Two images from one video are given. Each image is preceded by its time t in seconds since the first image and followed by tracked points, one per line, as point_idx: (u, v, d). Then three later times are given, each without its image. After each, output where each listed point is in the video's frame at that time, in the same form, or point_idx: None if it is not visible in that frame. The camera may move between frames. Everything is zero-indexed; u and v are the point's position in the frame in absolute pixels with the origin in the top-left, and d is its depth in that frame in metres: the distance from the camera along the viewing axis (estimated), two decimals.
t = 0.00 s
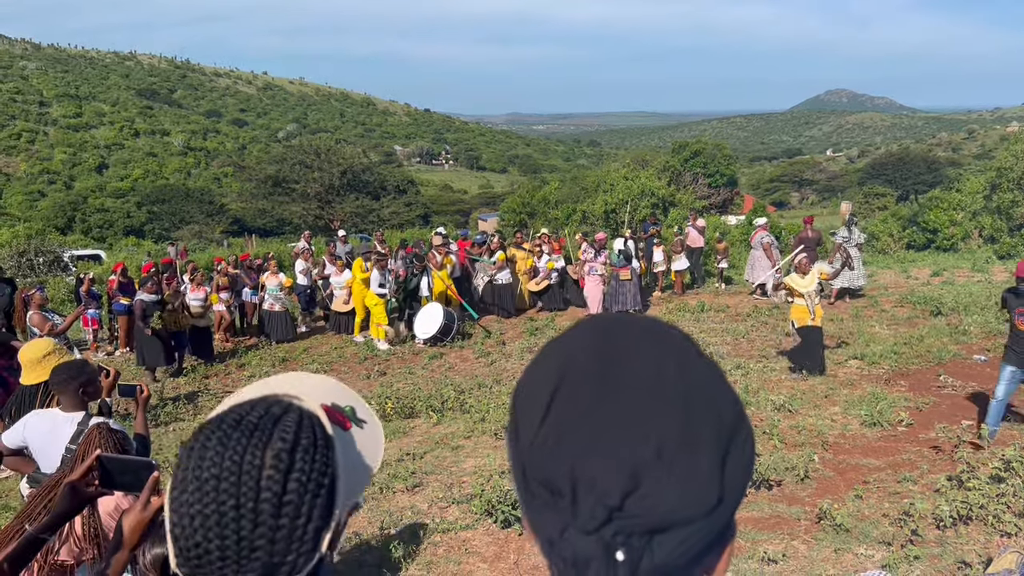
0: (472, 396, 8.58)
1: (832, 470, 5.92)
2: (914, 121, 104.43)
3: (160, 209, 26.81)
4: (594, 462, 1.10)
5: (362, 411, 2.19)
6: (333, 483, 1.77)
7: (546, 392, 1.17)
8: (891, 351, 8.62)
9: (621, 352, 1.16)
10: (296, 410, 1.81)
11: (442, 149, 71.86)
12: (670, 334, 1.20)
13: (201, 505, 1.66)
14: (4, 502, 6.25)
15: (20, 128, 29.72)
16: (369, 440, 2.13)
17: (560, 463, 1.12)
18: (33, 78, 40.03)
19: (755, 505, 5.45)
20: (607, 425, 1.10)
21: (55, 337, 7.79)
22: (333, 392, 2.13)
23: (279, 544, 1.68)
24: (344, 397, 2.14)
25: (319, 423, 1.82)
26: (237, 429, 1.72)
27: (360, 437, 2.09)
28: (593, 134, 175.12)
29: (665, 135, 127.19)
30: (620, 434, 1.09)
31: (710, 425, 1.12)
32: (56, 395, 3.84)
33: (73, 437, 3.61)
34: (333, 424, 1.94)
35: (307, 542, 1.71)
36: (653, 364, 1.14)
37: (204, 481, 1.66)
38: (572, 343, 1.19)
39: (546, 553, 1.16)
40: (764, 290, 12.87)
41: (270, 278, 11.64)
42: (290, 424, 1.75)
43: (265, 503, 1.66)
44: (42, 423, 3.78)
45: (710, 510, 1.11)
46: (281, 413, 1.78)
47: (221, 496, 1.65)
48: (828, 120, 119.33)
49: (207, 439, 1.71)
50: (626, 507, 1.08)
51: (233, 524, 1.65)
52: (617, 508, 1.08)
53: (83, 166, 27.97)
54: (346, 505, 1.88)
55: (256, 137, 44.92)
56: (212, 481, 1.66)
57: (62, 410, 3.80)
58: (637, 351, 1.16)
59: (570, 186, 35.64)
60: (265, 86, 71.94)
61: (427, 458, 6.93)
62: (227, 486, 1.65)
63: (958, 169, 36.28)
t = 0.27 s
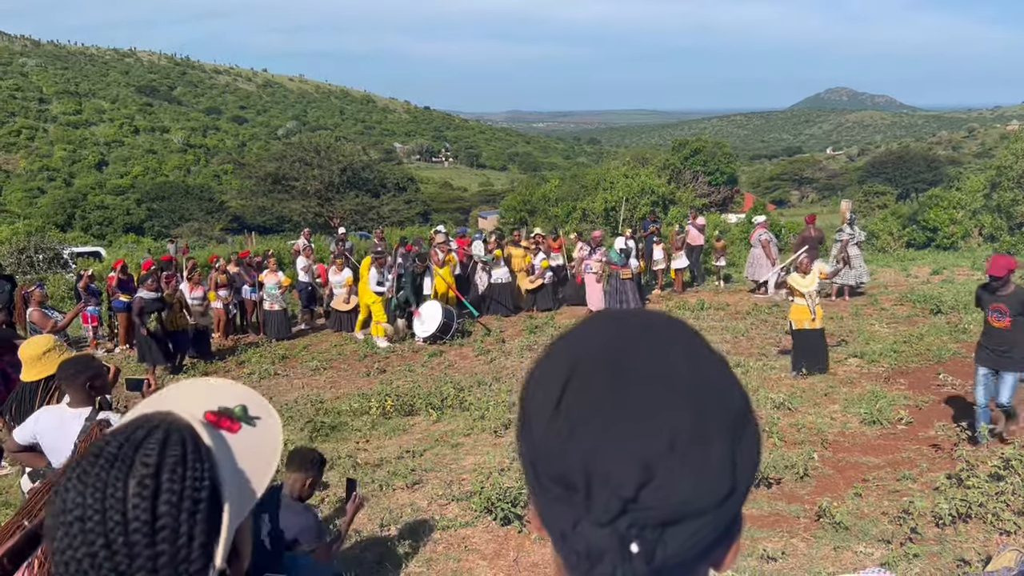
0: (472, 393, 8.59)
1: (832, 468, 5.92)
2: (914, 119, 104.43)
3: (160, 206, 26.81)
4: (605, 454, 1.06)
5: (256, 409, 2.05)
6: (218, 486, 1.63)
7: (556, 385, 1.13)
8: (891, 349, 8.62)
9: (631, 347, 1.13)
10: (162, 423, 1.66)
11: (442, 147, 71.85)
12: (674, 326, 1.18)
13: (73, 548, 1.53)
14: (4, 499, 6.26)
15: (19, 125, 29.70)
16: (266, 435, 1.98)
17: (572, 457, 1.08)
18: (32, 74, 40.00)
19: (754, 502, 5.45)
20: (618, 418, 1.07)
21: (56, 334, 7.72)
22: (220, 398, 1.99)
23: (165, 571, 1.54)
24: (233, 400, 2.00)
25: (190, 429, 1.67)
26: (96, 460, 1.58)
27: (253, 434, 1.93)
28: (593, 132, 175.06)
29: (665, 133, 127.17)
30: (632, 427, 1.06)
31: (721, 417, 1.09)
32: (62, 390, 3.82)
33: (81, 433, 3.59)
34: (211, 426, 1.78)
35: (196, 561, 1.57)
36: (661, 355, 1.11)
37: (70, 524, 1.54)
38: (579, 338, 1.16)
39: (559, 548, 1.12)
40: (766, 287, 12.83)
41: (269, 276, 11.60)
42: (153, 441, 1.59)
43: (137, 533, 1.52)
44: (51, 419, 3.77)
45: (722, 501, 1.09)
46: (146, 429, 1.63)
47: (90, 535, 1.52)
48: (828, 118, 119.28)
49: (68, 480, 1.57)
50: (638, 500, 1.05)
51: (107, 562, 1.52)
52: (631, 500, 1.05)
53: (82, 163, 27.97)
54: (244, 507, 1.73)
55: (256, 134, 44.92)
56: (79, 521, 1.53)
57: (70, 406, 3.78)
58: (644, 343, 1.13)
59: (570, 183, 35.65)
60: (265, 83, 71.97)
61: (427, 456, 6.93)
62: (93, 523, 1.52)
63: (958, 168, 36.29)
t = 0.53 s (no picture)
0: (469, 391, 8.59)
1: (828, 467, 5.94)
2: (910, 118, 104.63)
3: (156, 203, 26.75)
4: (612, 451, 1.06)
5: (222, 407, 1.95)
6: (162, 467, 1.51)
7: (562, 379, 1.12)
8: (887, 348, 8.65)
9: (638, 342, 1.12)
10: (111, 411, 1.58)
11: (439, 145, 71.80)
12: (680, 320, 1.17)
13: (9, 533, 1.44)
14: None
15: (15, 121, 29.60)
16: (228, 431, 1.87)
17: (579, 454, 1.08)
18: (28, 71, 39.87)
19: (751, 501, 5.47)
20: (623, 415, 1.07)
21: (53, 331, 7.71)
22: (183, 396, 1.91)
23: (97, 553, 1.41)
24: (197, 399, 1.92)
25: (139, 418, 1.58)
26: (38, 445, 1.50)
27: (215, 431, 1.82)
28: (590, 130, 175.11)
29: (661, 131, 127.23)
30: (640, 423, 1.06)
31: (726, 413, 1.10)
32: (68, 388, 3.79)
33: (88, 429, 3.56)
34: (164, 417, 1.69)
35: (131, 543, 1.43)
36: (668, 350, 1.11)
37: (9, 507, 1.45)
38: (586, 332, 1.15)
39: (563, 541, 1.14)
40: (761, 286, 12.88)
41: (264, 274, 11.66)
42: (96, 426, 1.51)
43: (69, 512, 1.41)
44: (59, 415, 3.73)
45: (725, 496, 1.09)
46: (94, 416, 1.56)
47: (25, 518, 1.43)
48: (825, 117, 119.47)
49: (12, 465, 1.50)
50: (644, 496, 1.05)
51: (42, 544, 1.41)
52: (637, 496, 1.06)
53: (78, 161, 27.90)
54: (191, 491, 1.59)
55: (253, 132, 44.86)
56: (16, 502, 1.44)
57: (77, 403, 3.76)
58: (650, 338, 1.12)
59: (567, 182, 35.65)
60: (261, 81, 71.85)
61: (424, 454, 6.93)
62: (29, 504, 1.43)
63: (954, 167, 36.38)
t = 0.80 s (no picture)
0: (462, 390, 8.59)
1: (819, 465, 5.97)
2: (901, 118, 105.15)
3: (147, 201, 26.61)
4: (596, 451, 1.05)
5: (284, 413, 1.87)
6: (181, 474, 1.46)
7: (551, 377, 1.12)
8: (878, 347, 8.69)
9: (628, 342, 1.11)
10: (164, 397, 1.55)
11: (432, 143, 71.71)
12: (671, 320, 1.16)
13: (30, 494, 1.44)
14: None
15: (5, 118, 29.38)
16: (281, 441, 1.78)
17: (564, 452, 1.07)
18: (18, 68, 39.59)
19: (743, 499, 5.49)
20: (609, 411, 1.05)
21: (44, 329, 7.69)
22: (246, 390, 1.85)
23: (93, 544, 1.39)
24: (262, 396, 1.86)
25: (186, 411, 1.53)
26: (86, 413, 1.49)
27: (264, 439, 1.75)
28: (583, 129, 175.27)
29: (654, 130, 127.42)
30: (625, 421, 1.04)
31: (714, 412, 1.07)
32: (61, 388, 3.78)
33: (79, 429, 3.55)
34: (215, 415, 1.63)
35: (130, 541, 1.40)
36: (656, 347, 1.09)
37: (36, 469, 1.45)
38: (577, 330, 1.15)
39: (550, 540, 1.14)
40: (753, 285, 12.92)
41: (255, 271, 11.50)
42: (140, 411, 1.48)
43: (80, 494, 1.39)
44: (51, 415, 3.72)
45: (711, 497, 1.07)
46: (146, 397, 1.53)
47: (45, 486, 1.42)
48: (817, 116, 119.95)
49: (57, 425, 1.50)
50: (627, 495, 1.04)
51: (51, 517, 1.41)
52: (620, 494, 1.04)
53: (69, 158, 27.70)
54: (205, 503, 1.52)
55: (245, 129, 44.66)
56: (43, 468, 1.44)
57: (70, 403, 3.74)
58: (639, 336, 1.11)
59: (561, 180, 35.67)
60: (253, 79, 71.57)
61: (417, 453, 6.93)
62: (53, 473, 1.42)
63: (944, 167, 36.59)
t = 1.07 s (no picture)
0: (451, 389, 8.58)
1: (808, 465, 6.01)
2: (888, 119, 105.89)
3: (134, 199, 26.45)
4: (579, 461, 1.00)
5: (337, 438, 1.89)
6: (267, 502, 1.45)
7: (536, 380, 1.06)
8: (865, 347, 8.75)
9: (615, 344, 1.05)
10: (245, 416, 1.53)
11: (420, 143, 71.58)
12: (660, 322, 1.10)
13: (111, 508, 1.37)
14: None
15: None
16: (339, 467, 1.80)
17: (549, 461, 1.02)
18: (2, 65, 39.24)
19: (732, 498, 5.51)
20: (594, 418, 1.00)
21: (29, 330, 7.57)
22: (303, 413, 1.86)
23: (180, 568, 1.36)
24: (316, 419, 1.87)
25: (269, 436, 1.53)
26: (171, 428, 1.44)
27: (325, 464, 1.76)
28: (572, 129, 175.48)
29: (643, 130, 127.75)
30: (611, 429, 0.99)
31: (702, 420, 1.02)
32: (48, 389, 3.73)
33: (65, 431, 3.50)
34: (289, 442, 1.63)
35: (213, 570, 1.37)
36: (643, 351, 1.04)
37: (119, 483, 1.38)
38: (562, 333, 1.09)
39: (534, 552, 1.09)
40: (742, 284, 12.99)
41: (241, 271, 11.46)
42: (231, 432, 1.45)
43: (174, 517, 1.35)
44: (38, 418, 3.67)
45: (699, 505, 1.03)
46: (225, 416, 1.50)
47: (131, 501, 1.36)
48: (804, 117, 120.62)
49: (135, 436, 1.44)
50: (610, 507, 0.99)
51: (137, 536, 1.35)
52: (604, 506, 0.99)
53: (54, 156, 27.48)
54: (281, 531, 1.52)
55: (232, 128, 44.48)
56: (130, 482, 1.38)
57: (57, 404, 3.70)
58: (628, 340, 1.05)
59: (549, 179, 35.68)
60: (241, 77, 71.25)
61: (406, 452, 6.92)
62: (141, 489, 1.37)
63: (930, 167, 36.87)
